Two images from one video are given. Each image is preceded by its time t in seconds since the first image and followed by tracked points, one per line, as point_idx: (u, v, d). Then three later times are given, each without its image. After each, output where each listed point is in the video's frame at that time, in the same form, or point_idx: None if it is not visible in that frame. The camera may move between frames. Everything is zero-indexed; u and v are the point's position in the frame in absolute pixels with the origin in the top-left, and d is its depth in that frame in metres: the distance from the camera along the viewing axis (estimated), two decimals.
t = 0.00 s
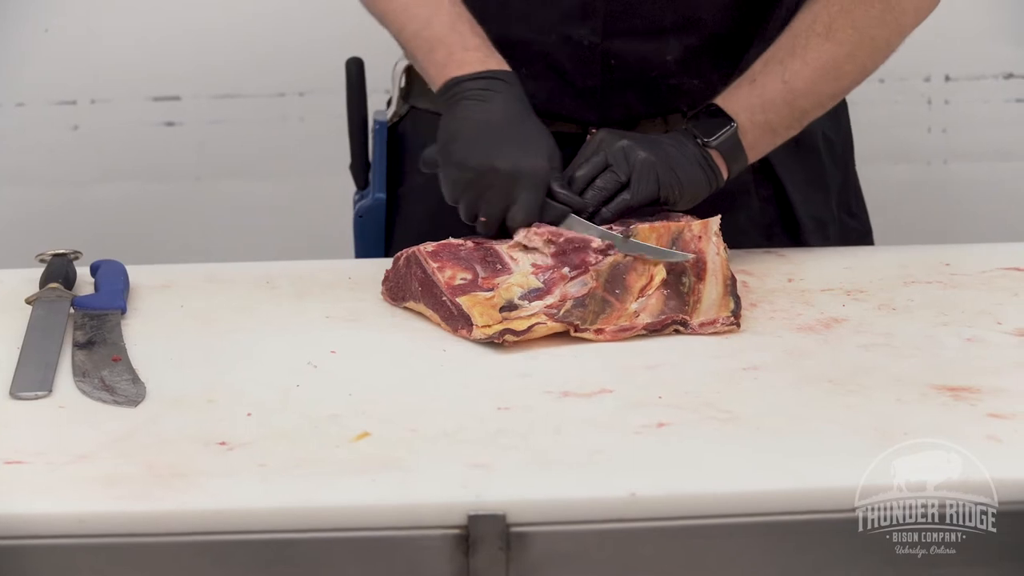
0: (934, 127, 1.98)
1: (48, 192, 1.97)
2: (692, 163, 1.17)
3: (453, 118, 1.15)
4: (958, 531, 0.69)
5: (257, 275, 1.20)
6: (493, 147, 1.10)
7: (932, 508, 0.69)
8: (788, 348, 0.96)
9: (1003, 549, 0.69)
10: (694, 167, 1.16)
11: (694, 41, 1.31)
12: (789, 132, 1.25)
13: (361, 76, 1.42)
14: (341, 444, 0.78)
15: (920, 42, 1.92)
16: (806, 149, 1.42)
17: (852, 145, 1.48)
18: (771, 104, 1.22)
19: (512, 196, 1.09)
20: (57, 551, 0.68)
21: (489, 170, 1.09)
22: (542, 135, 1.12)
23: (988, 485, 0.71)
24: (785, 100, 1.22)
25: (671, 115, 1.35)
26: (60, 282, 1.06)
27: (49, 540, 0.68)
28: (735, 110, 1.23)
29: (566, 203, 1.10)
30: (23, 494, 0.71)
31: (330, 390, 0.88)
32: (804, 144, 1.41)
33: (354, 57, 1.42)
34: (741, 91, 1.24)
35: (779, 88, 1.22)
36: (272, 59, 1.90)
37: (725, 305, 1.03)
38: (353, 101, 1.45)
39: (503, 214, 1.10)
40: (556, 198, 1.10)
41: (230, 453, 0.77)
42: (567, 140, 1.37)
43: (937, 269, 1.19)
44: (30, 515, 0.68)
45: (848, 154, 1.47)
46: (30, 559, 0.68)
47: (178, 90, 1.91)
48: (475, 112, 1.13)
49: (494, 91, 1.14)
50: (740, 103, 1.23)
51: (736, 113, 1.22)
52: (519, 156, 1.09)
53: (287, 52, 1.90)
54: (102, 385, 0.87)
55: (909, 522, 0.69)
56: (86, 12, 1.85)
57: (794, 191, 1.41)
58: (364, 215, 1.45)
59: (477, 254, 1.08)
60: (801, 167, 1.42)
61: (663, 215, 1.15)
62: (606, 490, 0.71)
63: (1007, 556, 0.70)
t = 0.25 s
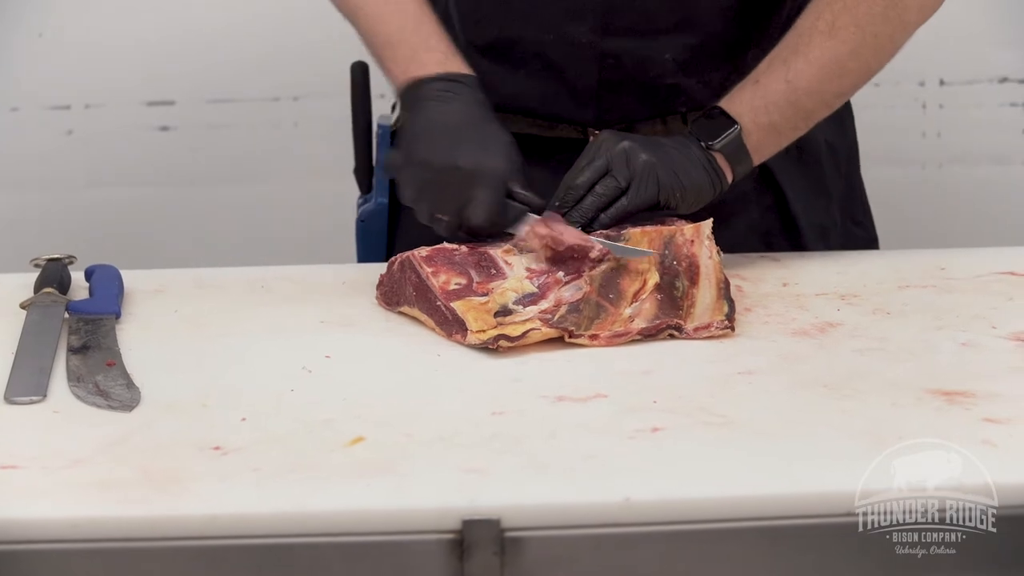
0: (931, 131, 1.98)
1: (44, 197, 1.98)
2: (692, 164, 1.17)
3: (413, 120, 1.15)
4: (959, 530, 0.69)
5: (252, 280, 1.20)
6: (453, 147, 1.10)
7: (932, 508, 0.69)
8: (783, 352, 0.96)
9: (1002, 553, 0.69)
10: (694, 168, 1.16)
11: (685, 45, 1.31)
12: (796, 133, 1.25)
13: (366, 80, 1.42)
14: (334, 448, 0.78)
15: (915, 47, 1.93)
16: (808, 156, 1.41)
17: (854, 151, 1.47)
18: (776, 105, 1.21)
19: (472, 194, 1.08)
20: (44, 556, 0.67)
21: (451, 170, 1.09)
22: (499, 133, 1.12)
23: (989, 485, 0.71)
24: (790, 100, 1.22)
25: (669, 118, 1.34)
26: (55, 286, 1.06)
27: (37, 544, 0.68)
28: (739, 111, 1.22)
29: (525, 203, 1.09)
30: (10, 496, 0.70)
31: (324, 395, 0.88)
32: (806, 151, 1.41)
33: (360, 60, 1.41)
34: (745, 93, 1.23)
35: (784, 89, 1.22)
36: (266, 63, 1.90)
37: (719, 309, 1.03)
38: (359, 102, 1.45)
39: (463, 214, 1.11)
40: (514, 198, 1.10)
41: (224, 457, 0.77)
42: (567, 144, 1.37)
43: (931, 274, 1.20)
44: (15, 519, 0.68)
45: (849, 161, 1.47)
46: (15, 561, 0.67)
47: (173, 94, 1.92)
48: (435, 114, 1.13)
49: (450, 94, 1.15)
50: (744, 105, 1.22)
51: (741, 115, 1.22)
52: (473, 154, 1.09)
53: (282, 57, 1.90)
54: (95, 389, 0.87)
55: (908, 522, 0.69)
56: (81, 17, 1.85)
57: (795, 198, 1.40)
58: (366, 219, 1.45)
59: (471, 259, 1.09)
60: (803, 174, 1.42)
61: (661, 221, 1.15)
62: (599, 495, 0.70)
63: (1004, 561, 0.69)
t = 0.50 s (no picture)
0: (928, 135, 1.98)
1: (40, 200, 1.98)
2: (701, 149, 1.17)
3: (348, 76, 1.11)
4: (958, 530, 0.69)
5: (247, 284, 1.20)
6: (381, 111, 1.08)
7: (932, 508, 0.69)
8: (778, 356, 0.96)
9: (1000, 554, 0.69)
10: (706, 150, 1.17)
11: (676, 47, 1.32)
12: (807, 114, 1.27)
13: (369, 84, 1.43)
14: (329, 452, 0.78)
15: (910, 51, 1.93)
16: (808, 162, 1.42)
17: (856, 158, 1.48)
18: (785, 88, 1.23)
19: (407, 156, 1.08)
20: (31, 561, 0.67)
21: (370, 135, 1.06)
22: (414, 97, 1.12)
23: (991, 485, 0.70)
24: (800, 81, 1.24)
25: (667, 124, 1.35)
26: (50, 290, 1.06)
27: (24, 548, 0.67)
28: (754, 91, 1.24)
29: (428, 175, 1.12)
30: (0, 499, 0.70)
31: (319, 399, 0.88)
32: (807, 157, 1.42)
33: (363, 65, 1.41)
34: (753, 78, 1.25)
35: (793, 71, 1.24)
36: (260, 66, 1.91)
37: (714, 311, 1.04)
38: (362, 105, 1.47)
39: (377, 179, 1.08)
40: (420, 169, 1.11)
41: (217, 461, 0.77)
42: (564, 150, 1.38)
43: (927, 276, 1.20)
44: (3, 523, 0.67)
45: (851, 168, 1.47)
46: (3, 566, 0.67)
47: (169, 98, 1.92)
48: (376, 73, 1.11)
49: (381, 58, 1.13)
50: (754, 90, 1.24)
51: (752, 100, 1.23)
52: (395, 120, 1.08)
53: (278, 60, 1.90)
54: (90, 393, 0.88)
55: (908, 521, 0.68)
56: (76, 21, 1.86)
57: (797, 203, 1.41)
58: (364, 223, 1.45)
59: (466, 263, 1.10)
60: (803, 180, 1.42)
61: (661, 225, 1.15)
62: (595, 498, 0.70)
63: (1002, 563, 0.69)
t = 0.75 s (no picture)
0: (926, 137, 1.99)
1: (39, 203, 1.98)
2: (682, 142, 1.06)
3: (309, 53, 1.13)
4: (959, 530, 0.68)
5: (244, 287, 1.20)
6: (326, 77, 1.10)
7: (932, 508, 0.69)
8: (775, 358, 0.96)
9: (999, 557, 0.69)
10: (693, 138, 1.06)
11: (669, 51, 1.32)
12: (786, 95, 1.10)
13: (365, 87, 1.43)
14: (326, 455, 0.78)
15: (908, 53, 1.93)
16: (800, 167, 1.43)
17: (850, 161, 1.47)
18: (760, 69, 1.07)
19: (340, 119, 1.08)
20: (23, 565, 0.67)
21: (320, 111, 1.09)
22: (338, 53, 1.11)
23: (992, 486, 0.70)
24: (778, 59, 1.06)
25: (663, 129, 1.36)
26: (47, 293, 1.06)
27: (17, 552, 0.67)
28: (738, 60, 1.07)
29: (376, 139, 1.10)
30: None
31: (316, 402, 0.88)
32: (799, 161, 1.42)
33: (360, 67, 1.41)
34: (725, 52, 1.09)
35: (770, 47, 1.07)
36: (256, 69, 1.91)
37: (711, 315, 1.03)
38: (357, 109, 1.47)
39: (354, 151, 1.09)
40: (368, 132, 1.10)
41: (213, 464, 0.77)
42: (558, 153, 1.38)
43: (924, 279, 1.20)
44: None
45: (845, 171, 1.46)
46: None
47: (166, 100, 1.92)
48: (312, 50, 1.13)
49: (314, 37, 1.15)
50: (723, 69, 1.07)
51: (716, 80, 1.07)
52: (324, 92, 1.09)
53: (276, 63, 1.91)
54: (88, 396, 0.88)
55: (908, 522, 0.68)
56: (72, 25, 1.86)
57: (788, 208, 1.41)
58: (357, 225, 1.44)
59: (463, 266, 1.09)
60: (794, 184, 1.43)
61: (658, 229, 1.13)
62: (592, 502, 0.70)
63: (999, 564, 0.69)
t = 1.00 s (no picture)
0: (924, 141, 1.99)
1: (37, 206, 1.98)
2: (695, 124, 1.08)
3: (426, 111, 1.16)
4: (958, 530, 0.68)
5: (242, 291, 1.20)
6: (457, 132, 1.12)
7: (931, 508, 0.69)
8: (774, 362, 0.96)
9: (1000, 559, 0.68)
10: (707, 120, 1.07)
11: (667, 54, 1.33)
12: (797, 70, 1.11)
13: (366, 88, 1.44)
14: (325, 459, 0.78)
15: (906, 56, 1.94)
16: (789, 171, 1.42)
17: (842, 165, 1.47)
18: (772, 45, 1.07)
19: (473, 169, 1.09)
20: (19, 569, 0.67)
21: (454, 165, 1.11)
22: (450, 108, 1.14)
23: (991, 487, 0.70)
24: (790, 35, 1.07)
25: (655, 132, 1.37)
26: (45, 297, 1.06)
27: (13, 556, 0.67)
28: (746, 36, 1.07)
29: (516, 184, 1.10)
30: None
31: (315, 406, 0.88)
32: (787, 165, 1.42)
33: (360, 68, 1.42)
34: (734, 26, 1.08)
35: (784, 23, 1.07)
36: (255, 72, 1.91)
37: (710, 318, 1.04)
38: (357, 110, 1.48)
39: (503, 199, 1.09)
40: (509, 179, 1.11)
41: (212, 467, 0.76)
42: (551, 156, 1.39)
43: (923, 282, 1.20)
44: None
45: (836, 175, 1.46)
46: None
47: (164, 104, 1.92)
48: (429, 106, 1.16)
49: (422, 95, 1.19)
50: (736, 44, 1.07)
51: (727, 56, 1.07)
52: (449, 145, 1.12)
53: (275, 67, 1.91)
54: (86, 399, 0.88)
55: (909, 522, 0.68)
56: (71, 28, 1.87)
57: (775, 212, 1.41)
58: (351, 224, 1.45)
59: (462, 269, 1.09)
60: (784, 188, 1.43)
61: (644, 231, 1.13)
62: (591, 505, 0.70)
63: (1000, 567, 0.69)
